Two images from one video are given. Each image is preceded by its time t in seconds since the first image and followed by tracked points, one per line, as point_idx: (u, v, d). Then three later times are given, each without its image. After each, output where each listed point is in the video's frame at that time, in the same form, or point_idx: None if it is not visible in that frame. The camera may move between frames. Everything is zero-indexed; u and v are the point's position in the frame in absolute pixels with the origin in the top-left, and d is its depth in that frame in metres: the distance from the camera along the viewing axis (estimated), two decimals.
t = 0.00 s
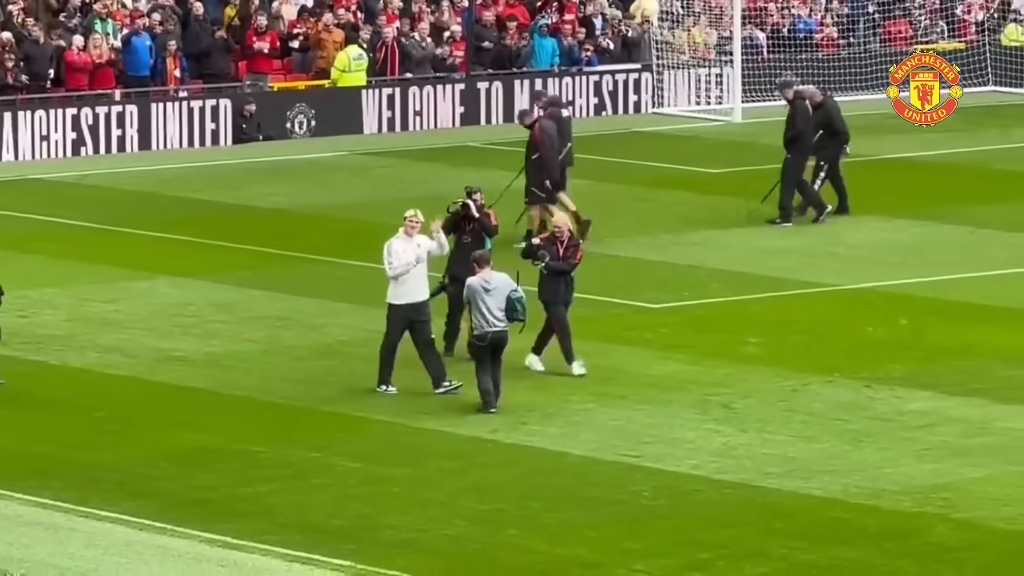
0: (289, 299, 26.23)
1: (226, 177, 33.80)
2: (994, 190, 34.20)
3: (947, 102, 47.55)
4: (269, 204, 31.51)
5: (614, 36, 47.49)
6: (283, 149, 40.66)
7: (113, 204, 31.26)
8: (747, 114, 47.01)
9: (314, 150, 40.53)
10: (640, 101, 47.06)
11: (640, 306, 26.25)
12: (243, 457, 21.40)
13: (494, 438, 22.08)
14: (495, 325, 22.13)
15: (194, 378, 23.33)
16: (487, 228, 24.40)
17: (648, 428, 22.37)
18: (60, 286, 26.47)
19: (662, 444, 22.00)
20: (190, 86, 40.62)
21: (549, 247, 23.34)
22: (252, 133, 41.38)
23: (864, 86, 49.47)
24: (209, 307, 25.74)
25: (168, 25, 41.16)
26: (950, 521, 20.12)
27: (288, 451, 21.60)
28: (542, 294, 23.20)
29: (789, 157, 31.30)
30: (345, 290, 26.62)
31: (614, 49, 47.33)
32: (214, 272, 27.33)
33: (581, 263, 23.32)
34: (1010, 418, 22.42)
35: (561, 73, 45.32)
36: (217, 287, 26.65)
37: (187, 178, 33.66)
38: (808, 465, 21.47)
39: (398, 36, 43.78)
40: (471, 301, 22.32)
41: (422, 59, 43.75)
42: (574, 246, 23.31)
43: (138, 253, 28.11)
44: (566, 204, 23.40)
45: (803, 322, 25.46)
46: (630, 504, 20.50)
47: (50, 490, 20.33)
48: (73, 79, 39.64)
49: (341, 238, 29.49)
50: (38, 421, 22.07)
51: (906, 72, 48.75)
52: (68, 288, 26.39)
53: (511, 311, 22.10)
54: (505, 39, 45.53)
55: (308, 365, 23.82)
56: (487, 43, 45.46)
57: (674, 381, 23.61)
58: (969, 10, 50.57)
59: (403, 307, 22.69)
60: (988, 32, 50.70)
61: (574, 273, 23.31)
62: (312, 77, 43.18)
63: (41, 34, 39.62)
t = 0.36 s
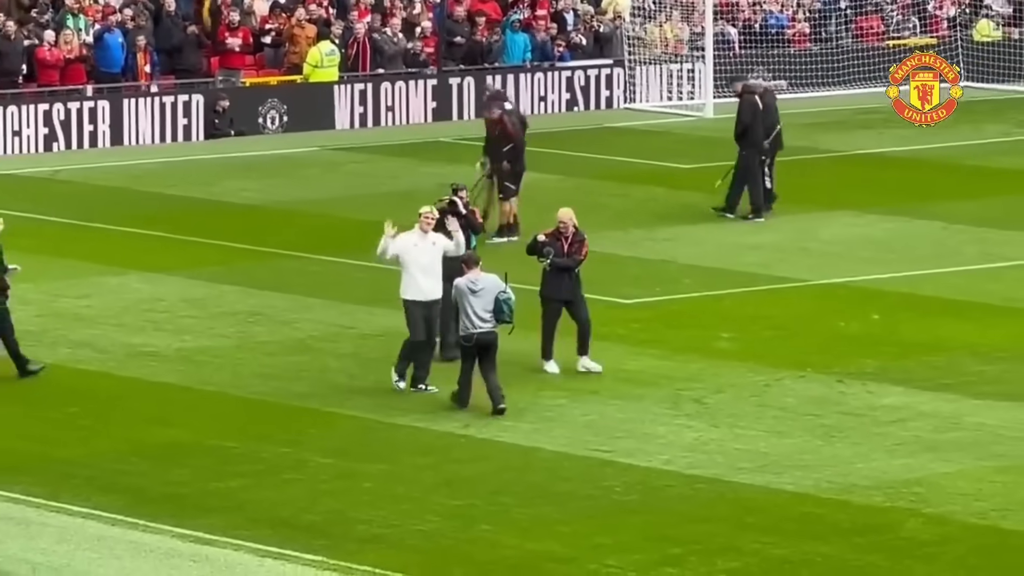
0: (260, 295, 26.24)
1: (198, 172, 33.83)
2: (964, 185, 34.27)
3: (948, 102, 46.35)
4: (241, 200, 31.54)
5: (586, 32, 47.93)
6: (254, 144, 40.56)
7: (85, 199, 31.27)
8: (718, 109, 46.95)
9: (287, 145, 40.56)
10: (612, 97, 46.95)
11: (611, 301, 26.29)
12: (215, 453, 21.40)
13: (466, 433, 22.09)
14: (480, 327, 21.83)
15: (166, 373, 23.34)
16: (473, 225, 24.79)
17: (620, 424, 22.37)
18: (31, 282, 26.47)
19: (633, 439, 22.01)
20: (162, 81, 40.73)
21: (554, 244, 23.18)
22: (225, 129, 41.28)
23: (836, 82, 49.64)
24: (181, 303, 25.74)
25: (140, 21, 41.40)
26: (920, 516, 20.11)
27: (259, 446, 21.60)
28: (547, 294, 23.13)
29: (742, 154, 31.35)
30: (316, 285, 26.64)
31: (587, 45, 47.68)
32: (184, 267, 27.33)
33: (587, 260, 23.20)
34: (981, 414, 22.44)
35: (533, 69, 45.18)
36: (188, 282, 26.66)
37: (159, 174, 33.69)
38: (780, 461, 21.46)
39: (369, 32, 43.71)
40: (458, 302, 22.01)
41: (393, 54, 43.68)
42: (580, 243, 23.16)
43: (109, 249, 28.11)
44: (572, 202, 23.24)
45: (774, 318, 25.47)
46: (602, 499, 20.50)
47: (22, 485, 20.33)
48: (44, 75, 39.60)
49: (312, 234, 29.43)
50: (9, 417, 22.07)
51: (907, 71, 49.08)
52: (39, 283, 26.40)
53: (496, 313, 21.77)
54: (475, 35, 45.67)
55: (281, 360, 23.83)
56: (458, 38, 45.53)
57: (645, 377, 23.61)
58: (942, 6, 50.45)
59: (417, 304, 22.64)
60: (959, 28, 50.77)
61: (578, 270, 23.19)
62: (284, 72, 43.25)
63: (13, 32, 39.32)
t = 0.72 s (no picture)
0: (227, 289, 26.25)
1: (165, 167, 33.88)
2: (932, 180, 34.24)
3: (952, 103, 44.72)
4: (209, 195, 31.56)
5: (554, 26, 47.63)
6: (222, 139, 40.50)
7: (53, 194, 31.23)
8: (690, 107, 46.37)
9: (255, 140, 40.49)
10: (579, 92, 46.77)
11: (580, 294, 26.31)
12: (183, 447, 21.40)
13: (434, 428, 22.09)
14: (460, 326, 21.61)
15: (135, 368, 23.34)
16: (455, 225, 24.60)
17: (588, 419, 22.37)
18: None
19: (601, 434, 21.99)
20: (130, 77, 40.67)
21: (563, 243, 22.91)
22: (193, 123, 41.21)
23: (804, 77, 48.83)
24: (149, 298, 25.75)
25: (108, 16, 41.91)
26: (889, 511, 20.07)
27: (227, 441, 21.59)
28: (554, 290, 22.80)
29: (686, 146, 31.31)
30: (284, 279, 26.65)
31: (556, 40, 47.36)
32: (151, 262, 27.33)
33: (596, 261, 22.92)
34: (949, 408, 22.44)
35: (501, 64, 45.20)
36: (156, 277, 26.66)
37: (126, 169, 33.70)
38: (748, 455, 21.44)
39: (337, 27, 43.85)
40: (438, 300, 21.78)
41: (362, 49, 43.94)
42: (589, 243, 22.89)
43: (75, 243, 28.08)
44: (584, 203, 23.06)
45: (742, 312, 25.47)
46: (570, 494, 20.48)
47: None
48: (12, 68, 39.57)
49: (276, 229, 29.44)
50: None
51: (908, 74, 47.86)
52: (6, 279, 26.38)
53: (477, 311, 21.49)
54: (443, 28, 45.86)
55: (250, 355, 23.83)
56: (427, 32, 45.93)
57: (612, 372, 23.62)
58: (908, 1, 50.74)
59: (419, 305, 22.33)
60: (928, 23, 50.64)
61: (586, 270, 22.87)
62: (252, 67, 43.35)
63: None
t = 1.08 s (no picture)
0: (197, 283, 26.30)
1: (132, 160, 33.98)
2: (900, 174, 34.35)
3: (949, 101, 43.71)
4: (178, 188, 31.69)
5: (523, 20, 48.13)
6: (192, 132, 40.63)
7: (23, 188, 31.28)
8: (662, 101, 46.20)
9: (221, 133, 40.48)
10: (548, 86, 46.90)
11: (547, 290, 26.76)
12: (151, 441, 21.40)
13: (403, 422, 22.09)
14: (428, 322, 21.54)
15: (105, 362, 23.35)
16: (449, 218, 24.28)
17: (557, 412, 22.38)
18: None
19: (570, 428, 21.98)
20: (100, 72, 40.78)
21: (565, 239, 22.74)
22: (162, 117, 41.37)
23: (771, 72, 49.24)
24: (118, 292, 25.79)
25: (77, 9, 41.98)
26: (858, 504, 19.99)
27: (196, 435, 21.59)
28: (556, 287, 22.65)
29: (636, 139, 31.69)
30: (253, 273, 26.68)
31: (524, 34, 47.88)
32: (119, 256, 27.38)
33: (597, 255, 22.80)
34: (917, 402, 22.44)
35: (469, 57, 45.44)
36: (126, 271, 26.69)
37: (94, 162, 33.76)
38: (716, 449, 21.41)
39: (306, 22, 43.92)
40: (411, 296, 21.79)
41: (330, 44, 43.87)
42: (590, 238, 22.76)
43: (42, 236, 28.15)
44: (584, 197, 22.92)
45: (711, 306, 25.54)
46: (539, 488, 20.45)
47: None
48: None
49: (242, 222, 29.60)
50: None
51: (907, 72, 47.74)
52: None
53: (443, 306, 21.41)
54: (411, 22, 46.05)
55: (219, 349, 23.85)
56: (395, 26, 46.04)
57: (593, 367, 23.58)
58: None
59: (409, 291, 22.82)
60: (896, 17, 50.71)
61: (588, 265, 22.78)
62: (221, 60, 43.40)
63: None
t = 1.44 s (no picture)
0: (160, 277, 26.35)
1: (96, 154, 34.05)
2: (862, 168, 34.30)
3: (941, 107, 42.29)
4: (141, 183, 31.72)
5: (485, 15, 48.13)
6: (155, 127, 40.55)
7: None
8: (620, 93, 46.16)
9: (184, 127, 40.48)
10: (512, 79, 47.00)
11: (514, 285, 26.80)
12: (113, 434, 21.41)
13: (365, 416, 22.09)
14: (397, 318, 21.42)
15: (68, 357, 23.38)
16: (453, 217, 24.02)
17: (520, 407, 22.38)
18: None
19: (533, 422, 21.98)
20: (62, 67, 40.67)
21: (563, 235, 22.67)
22: (124, 111, 41.21)
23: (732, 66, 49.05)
24: (82, 286, 25.86)
25: (41, 4, 42.36)
26: (822, 497, 19.95)
27: (158, 428, 21.60)
28: (556, 284, 22.58)
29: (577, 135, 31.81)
30: (215, 267, 26.72)
31: (485, 28, 47.87)
32: (79, 250, 27.43)
33: (596, 250, 22.70)
34: (880, 397, 22.44)
35: (432, 52, 45.44)
36: (89, 266, 26.75)
37: (55, 157, 33.78)
38: (679, 443, 21.39)
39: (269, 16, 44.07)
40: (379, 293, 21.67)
41: (293, 37, 43.97)
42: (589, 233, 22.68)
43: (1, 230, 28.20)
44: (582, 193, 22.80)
45: (673, 302, 25.55)
46: (502, 482, 20.43)
47: None
48: None
49: (203, 217, 29.61)
50: None
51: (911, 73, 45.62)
52: None
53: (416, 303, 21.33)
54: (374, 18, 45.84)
55: (183, 343, 23.87)
56: (357, 20, 45.82)
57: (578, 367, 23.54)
58: None
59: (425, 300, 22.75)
60: (859, 10, 50.54)
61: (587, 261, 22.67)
62: (184, 54, 43.56)
63: None
